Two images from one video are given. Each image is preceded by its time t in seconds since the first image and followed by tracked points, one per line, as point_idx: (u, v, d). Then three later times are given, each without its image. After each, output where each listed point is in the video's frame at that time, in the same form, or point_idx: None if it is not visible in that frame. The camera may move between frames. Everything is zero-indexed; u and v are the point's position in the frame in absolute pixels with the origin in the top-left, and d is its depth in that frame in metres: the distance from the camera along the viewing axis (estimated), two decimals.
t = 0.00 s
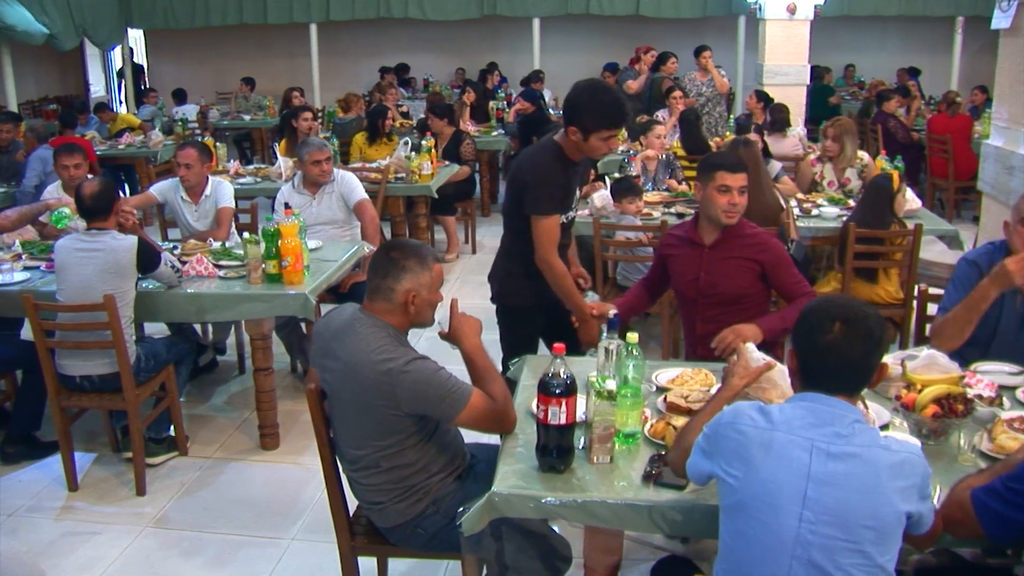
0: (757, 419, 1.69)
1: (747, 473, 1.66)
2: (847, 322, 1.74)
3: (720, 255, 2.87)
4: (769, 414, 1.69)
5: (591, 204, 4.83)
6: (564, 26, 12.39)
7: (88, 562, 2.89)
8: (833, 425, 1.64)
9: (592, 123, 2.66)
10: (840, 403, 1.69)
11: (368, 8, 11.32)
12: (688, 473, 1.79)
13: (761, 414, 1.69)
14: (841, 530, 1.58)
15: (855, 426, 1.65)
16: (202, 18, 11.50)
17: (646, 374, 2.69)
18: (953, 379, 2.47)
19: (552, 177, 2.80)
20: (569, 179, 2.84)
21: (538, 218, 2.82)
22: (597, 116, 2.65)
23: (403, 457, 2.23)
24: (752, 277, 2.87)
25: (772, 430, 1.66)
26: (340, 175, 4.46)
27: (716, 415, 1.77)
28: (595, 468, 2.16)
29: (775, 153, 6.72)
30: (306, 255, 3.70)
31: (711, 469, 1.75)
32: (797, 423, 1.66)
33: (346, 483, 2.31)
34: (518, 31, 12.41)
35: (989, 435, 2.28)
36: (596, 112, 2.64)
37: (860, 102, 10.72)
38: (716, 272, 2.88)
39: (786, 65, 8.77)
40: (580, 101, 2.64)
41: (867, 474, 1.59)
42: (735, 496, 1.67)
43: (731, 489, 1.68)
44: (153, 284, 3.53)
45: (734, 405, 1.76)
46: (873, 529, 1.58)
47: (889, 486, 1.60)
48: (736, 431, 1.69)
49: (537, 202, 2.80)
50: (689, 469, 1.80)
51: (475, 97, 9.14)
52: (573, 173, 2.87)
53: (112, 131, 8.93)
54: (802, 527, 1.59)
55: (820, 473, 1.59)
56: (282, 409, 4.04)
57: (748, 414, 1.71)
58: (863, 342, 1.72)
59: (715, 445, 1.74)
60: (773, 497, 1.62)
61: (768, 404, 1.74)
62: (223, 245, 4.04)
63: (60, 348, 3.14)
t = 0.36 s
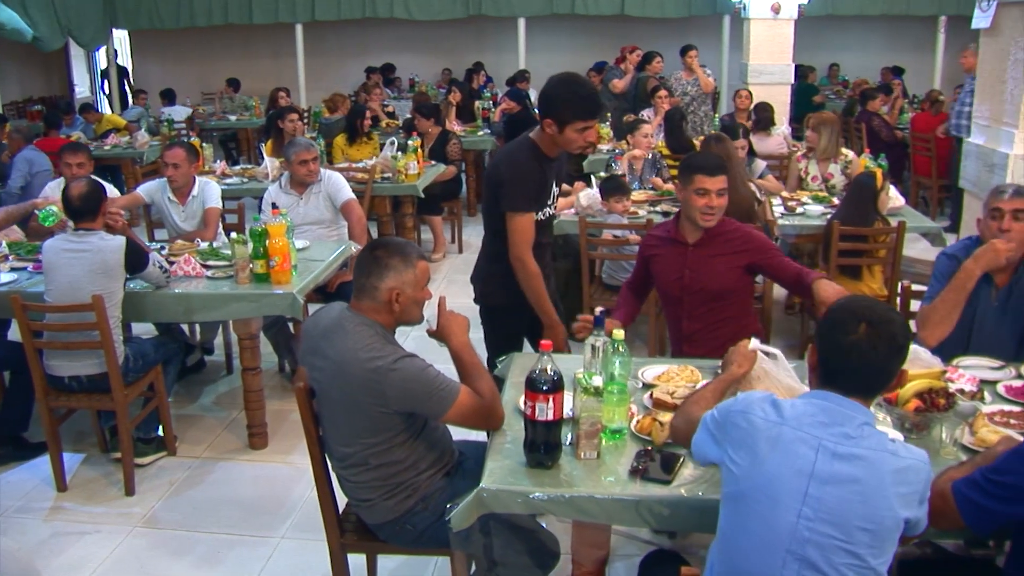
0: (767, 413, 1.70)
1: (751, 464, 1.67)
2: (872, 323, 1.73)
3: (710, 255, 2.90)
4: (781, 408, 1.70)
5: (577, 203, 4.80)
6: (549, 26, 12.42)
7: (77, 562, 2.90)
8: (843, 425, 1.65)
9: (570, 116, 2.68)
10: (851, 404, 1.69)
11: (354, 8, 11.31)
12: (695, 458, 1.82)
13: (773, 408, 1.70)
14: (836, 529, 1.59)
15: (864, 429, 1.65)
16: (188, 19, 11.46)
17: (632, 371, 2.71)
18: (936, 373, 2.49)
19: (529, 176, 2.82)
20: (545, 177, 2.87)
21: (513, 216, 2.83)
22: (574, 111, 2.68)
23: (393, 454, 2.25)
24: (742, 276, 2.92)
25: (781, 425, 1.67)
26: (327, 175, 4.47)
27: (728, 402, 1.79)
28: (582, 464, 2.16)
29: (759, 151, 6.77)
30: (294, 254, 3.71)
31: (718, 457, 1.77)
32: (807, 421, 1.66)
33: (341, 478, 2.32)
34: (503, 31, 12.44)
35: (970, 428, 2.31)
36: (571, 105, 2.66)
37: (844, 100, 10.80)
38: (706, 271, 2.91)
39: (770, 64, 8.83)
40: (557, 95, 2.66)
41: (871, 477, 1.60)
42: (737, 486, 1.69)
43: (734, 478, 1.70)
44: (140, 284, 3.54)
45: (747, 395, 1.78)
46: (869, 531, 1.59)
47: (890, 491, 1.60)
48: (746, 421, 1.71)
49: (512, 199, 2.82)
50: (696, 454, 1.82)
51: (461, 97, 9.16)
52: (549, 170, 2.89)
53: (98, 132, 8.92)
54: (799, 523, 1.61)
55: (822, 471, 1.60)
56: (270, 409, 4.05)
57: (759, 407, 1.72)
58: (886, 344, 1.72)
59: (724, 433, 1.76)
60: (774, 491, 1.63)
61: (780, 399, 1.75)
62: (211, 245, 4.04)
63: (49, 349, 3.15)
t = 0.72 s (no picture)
0: (762, 406, 1.72)
1: (743, 455, 1.69)
2: (876, 321, 1.75)
3: (690, 253, 2.94)
4: (776, 402, 1.72)
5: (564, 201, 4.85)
6: (536, 25, 12.43)
7: (66, 561, 2.91)
8: (836, 421, 1.67)
9: (565, 124, 2.72)
10: (845, 400, 1.71)
11: (340, 8, 11.31)
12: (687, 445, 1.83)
13: (768, 401, 1.72)
14: (825, 523, 1.62)
15: (857, 426, 1.67)
16: (173, 19, 11.42)
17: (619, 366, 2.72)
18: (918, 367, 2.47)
19: (514, 177, 2.84)
20: (529, 180, 2.89)
21: (490, 215, 2.85)
22: (570, 119, 2.71)
23: (383, 449, 2.26)
24: (721, 277, 2.94)
25: (775, 419, 1.68)
26: (315, 174, 4.48)
27: (723, 392, 1.80)
28: (570, 458, 2.14)
29: (745, 150, 6.77)
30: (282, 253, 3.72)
31: (711, 446, 1.78)
32: (802, 415, 1.68)
33: (331, 472, 2.33)
34: (490, 30, 12.46)
35: (954, 421, 2.28)
36: (569, 113, 2.69)
37: (829, 98, 10.87)
38: (685, 269, 2.95)
39: (755, 63, 8.88)
40: (555, 101, 2.69)
41: (862, 474, 1.62)
42: (728, 476, 1.70)
43: (726, 468, 1.71)
44: (127, 284, 3.54)
45: (742, 387, 1.79)
46: (856, 525, 1.62)
47: (880, 487, 1.63)
48: (741, 412, 1.73)
49: (492, 198, 2.83)
50: (688, 442, 1.84)
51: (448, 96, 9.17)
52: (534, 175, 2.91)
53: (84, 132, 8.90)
54: (788, 516, 1.63)
55: (814, 466, 1.62)
56: (259, 407, 4.06)
57: (754, 400, 1.73)
58: (886, 342, 1.73)
59: (717, 423, 1.78)
60: (765, 484, 1.65)
61: (775, 392, 1.76)
62: (198, 244, 4.05)
63: (37, 348, 3.18)
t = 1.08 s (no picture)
0: (753, 398, 1.73)
1: (734, 448, 1.70)
2: (863, 312, 1.77)
3: (671, 254, 2.97)
4: (767, 395, 1.73)
5: (551, 200, 4.88)
6: (523, 24, 12.45)
7: (57, 558, 2.94)
8: (826, 415, 1.68)
9: (547, 118, 2.72)
10: (833, 393, 1.72)
11: (327, 8, 11.31)
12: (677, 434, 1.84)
13: (759, 394, 1.73)
14: (813, 515, 1.64)
15: (847, 420, 1.69)
16: (160, 19, 11.39)
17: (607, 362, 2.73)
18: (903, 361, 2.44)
19: (495, 173, 2.86)
20: (510, 175, 2.90)
21: (468, 210, 2.87)
22: (551, 114, 2.71)
23: (373, 445, 2.28)
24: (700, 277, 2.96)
25: (766, 412, 1.69)
26: (303, 172, 4.48)
27: (713, 381, 1.81)
28: (558, 452, 2.15)
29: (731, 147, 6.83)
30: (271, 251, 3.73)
31: (701, 435, 1.79)
32: (792, 408, 1.69)
33: (322, 467, 2.35)
34: (477, 30, 12.47)
35: (937, 414, 2.28)
36: (550, 108, 2.70)
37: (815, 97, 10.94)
38: (664, 271, 2.98)
39: (741, 62, 8.93)
40: (536, 96, 2.69)
41: (852, 468, 1.64)
42: (719, 468, 1.72)
43: (716, 459, 1.73)
44: (116, 283, 3.54)
45: (734, 377, 1.79)
46: (843, 518, 1.65)
47: (868, 481, 1.65)
48: (732, 404, 1.73)
49: (472, 194, 2.86)
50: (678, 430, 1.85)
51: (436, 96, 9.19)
52: (517, 170, 2.92)
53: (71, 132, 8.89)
54: (777, 508, 1.65)
55: (804, 460, 1.64)
56: (248, 405, 4.07)
57: (746, 392, 1.74)
58: (873, 333, 1.75)
59: (708, 412, 1.78)
60: (754, 476, 1.67)
61: (765, 384, 1.77)
62: (187, 243, 4.05)
63: (27, 347, 3.20)
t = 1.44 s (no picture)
0: (749, 398, 1.74)
1: (731, 447, 1.72)
2: (850, 306, 1.78)
3: (670, 254, 2.99)
4: (762, 395, 1.74)
5: (551, 199, 4.90)
6: (523, 25, 12.47)
7: (62, 555, 2.96)
8: (821, 413, 1.70)
9: (527, 105, 2.74)
10: (828, 391, 1.74)
11: (328, 8, 11.32)
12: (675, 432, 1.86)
13: (754, 393, 1.75)
14: (810, 512, 1.66)
15: (841, 417, 1.70)
16: (161, 18, 11.40)
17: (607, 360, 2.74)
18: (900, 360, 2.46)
19: (480, 165, 2.89)
20: (496, 165, 2.93)
21: (454, 201, 2.89)
22: (532, 101, 2.73)
23: (375, 442, 2.30)
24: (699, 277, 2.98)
25: (762, 411, 1.71)
26: (304, 172, 4.50)
27: (709, 380, 1.82)
28: (559, 449, 2.17)
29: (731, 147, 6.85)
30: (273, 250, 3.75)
31: (698, 434, 1.81)
32: (787, 407, 1.70)
33: (324, 464, 2.37)
34: (477, 30, 12.49)
35: (934, 411, 2.30)
36: (530, 96, 2.71)
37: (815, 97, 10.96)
38: (663, 271, 3.00)
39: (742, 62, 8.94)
40: (517, 85, 2.71)
41: (847, 466, 1.66)
42: (716, 467, 1.74)
43: (713, 458, 1.74)
44: (120, 281, 3.56)
45: (729, 376, 1.81)
46: (840, 515, 1.66)
47: (864, 479, 1.67)
48: (728, 403, 1.75)
49: (459, 185, 2.89)
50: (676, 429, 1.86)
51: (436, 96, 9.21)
52: (504, 161, 2.95)
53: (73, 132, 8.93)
54: (774, 506, 1.67)
55: (800, 458, 1.66)
56: (250, 404, 4.09)
57: (742, 392, 1.76)
58: (862, 328, 1.76)
59: (704, 411, 1.80)
60: (751, 475, 1.68)
61: (760, 383, 1.79)
62: (190, 242, 4.07)
63: (31, 345, 3.23)
